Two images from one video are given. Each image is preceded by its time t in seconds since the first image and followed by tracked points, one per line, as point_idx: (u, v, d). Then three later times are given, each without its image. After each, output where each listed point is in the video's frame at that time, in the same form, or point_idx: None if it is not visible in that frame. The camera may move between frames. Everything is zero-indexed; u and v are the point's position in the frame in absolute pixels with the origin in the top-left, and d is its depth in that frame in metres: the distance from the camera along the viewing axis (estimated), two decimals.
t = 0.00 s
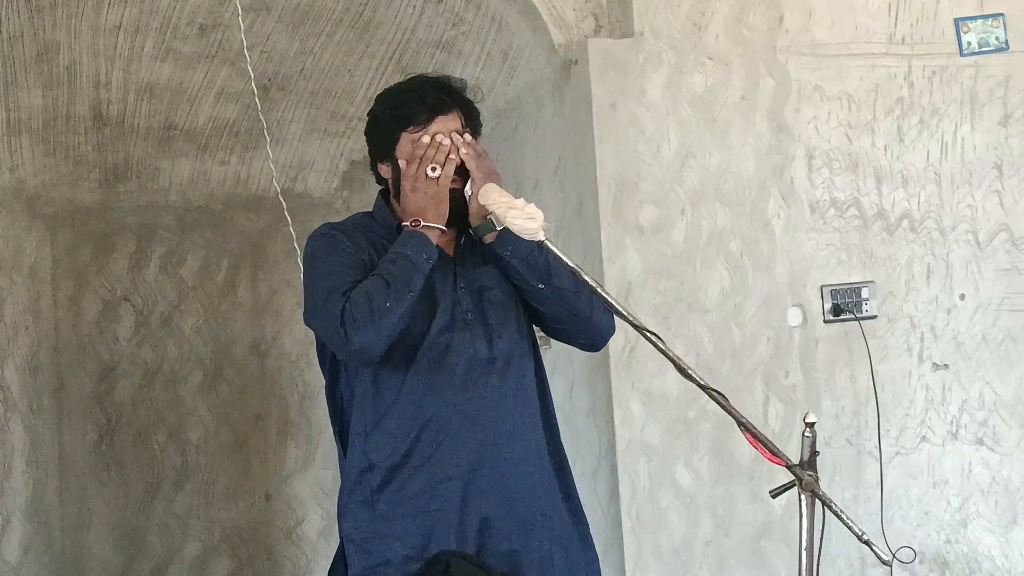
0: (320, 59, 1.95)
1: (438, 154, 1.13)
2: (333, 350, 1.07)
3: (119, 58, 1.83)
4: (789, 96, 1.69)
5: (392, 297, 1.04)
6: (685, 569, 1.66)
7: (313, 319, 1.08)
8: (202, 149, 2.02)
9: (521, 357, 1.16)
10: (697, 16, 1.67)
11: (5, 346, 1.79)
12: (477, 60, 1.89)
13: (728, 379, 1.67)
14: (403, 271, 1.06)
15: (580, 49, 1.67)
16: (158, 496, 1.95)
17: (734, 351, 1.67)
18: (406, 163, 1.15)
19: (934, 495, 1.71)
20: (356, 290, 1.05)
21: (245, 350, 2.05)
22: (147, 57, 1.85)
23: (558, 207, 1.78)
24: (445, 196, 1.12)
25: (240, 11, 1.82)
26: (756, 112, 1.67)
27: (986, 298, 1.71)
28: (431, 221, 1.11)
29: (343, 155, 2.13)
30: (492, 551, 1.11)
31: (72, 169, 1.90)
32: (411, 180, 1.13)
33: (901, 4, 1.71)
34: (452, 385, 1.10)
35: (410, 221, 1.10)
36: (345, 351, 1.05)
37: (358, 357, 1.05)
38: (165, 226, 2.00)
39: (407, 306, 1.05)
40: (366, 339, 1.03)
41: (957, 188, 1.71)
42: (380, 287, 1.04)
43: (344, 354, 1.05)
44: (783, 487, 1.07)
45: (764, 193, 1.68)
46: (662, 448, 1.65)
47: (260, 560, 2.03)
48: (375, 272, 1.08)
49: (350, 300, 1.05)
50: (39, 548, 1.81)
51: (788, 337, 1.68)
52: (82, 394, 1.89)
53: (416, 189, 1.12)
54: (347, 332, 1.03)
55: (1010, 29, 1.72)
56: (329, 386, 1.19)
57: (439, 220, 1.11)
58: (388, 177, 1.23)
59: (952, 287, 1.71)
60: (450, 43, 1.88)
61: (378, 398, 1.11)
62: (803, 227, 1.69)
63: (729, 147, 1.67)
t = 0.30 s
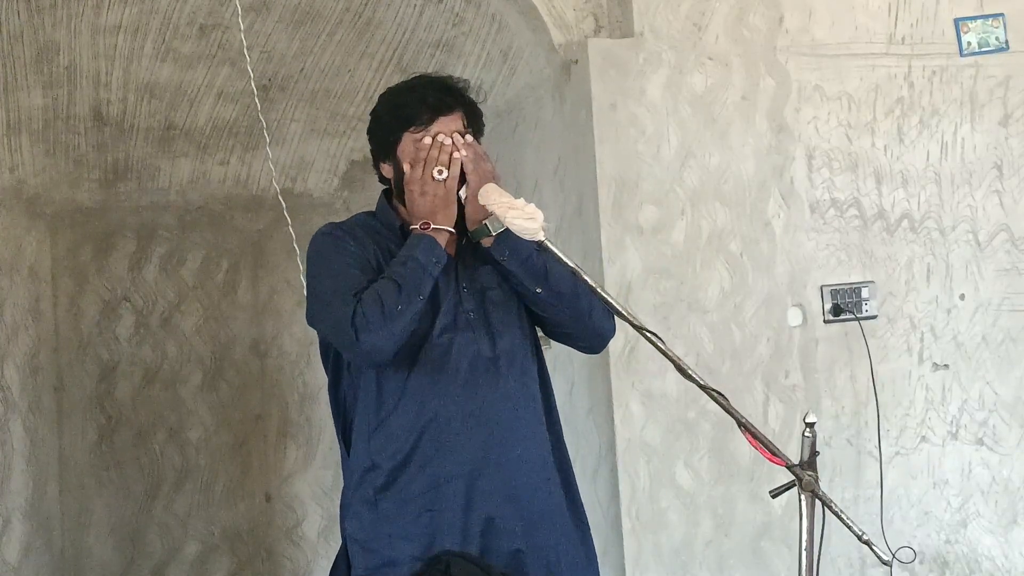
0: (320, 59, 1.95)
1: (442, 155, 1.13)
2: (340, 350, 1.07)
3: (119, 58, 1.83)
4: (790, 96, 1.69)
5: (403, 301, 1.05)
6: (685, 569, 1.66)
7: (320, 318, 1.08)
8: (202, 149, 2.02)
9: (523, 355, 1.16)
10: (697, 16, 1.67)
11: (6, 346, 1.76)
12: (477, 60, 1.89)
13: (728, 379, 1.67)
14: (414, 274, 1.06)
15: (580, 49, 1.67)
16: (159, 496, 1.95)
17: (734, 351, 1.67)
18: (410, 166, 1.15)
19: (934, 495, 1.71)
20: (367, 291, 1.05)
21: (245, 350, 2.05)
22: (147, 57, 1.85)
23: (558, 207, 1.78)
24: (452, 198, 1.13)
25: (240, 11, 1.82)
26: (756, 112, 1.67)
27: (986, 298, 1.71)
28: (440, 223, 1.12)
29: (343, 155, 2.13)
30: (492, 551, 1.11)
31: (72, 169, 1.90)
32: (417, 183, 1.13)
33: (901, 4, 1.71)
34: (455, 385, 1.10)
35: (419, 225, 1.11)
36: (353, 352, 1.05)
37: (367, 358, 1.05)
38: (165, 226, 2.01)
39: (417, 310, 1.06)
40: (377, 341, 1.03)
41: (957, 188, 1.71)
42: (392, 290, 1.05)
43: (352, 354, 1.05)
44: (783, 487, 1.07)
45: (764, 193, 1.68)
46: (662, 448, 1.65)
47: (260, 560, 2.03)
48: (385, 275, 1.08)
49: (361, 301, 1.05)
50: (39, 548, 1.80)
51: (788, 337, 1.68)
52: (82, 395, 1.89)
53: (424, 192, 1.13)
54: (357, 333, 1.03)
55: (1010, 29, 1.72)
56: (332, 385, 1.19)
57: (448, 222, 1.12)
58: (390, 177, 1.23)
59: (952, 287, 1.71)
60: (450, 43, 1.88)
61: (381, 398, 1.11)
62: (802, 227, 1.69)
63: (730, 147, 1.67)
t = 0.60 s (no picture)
0: (320, 59, 1.95)
1: (446, 156, 1.13)
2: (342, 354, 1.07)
3: (119, 58, 1.83)
4: (790, 96, 1.69)
5: (404, 303, 1.05)
6: (685, 569, 1.66)
7: (321, 321, 1.08)
8: (202, 149, 2.02)
9: (527, 356, 1.17)
10: (697, 16, 1.67)
11: (5, 347, 1.78)
12: (477, 60, 1.90)
13: (728, 379, 1.67)
14: (415, 276, 1.06)
15: (580, 49, 1.67)
16: (159, 497, 1.95)
17: (735, 351, 1.67)
18: (414, 167, 1.15)
19: (934, 495, 1.71)
20: (368, 294, 1.06)
21: (245, 350, 2.05)
22: (147, 57, 1.85)
23: (558, 207, 1.78)
24: (456, 200, 1.13)
25: (239, 11, 1.82)
26: (756, 112, 1.67)
27: (986, 298, 1.71)
28: (444, 226, 1.12)
29: (343, 155, 2.13)
30: (492, 551, 1.11)
31: (72, 169, 1.90)
32: (420, 184, 1.13)
33: (901, 4, 1.71)
34: (458, 386, 1.10)
35: (423, 227, 1.12)
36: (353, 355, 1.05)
37: (368, 362, 1.05)
38: (165, 226, 2.01)
39: (418, 313, 1.06)
40: (378, 344, 1.03)
41: (957, 188, 1.71)
42: (393, 293, 1.05)
43: (353, 357, 1.06)
44: (784, 487, 1.07)
45: (764, 193, 1.68)
46: (662, 448, 1.65)
47: (260, 560, 2.03)
48: (387, 277, 1.08)
49: (362, 304, 1.05)
50: (39, 548, 1.81)
51: (788, 337, 1.68)
52: (82, 395, 1.89)
53: (427, 194, 1.13)
54: (358, 336, 1.03)
55: (1010, 29, 1.72)
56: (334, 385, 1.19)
57: (451, 225, 1.13)
58: (395, 177, 1.23)
59: (952, 287, 1.71)
60: (451, 43, 1.88)
61: (383, 399, 1.11)
62: (802, 226, 1.69)
63: (730, 147, 1.67)
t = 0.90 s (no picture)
0: (319, 59, 1.95)
1: (446, 156, 1.13)
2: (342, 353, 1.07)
3: (119, 58, 1.83)
4: (790, 96, 1.69)
5: (404, 303, 1.05)
6: (685, 569, 1.66)
7: (320, 320, 1.08)
8: (202, 149, 2.02)
9: (527, 356, 1.17)
10: (697, 16, 1.67)
11: (5, 347, 1.77)
12: (477, 60, 1.89)
13: (728, 379, 1.67)
14: (414, 276, 1.06)
15: (580, 49, 1.67)
16: (159, 496, 1.95)
17: (735, 351, 1.67)
18: (415, 167, 1.15)
19: (934, 495, 1.71)
20: (368, 293, 1.06)
21: (245, 350, 2.05)
22: (146, 57, 1.85)
23: (558, 207, 1.78)
24: (456, 199, 1.13)
25: (240, 11, 1.82)
26: (756, 112, 1.67)
27: (986, 298, 1.71)
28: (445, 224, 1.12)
29: (343, 155, 2.13)
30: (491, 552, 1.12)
31: (72, 169, 1.90)
32: (421, 184, 1.13)
33: (901, 4, 1.71)
34: (457, 386, 1.10)
35: (423, 226, 1.12)
36: (352, 354, 1.05)
37: (368, 360, 1.05)
38: (165, 226, 2.01)
39: (417, 312, 1.06)
40: (378, 343, 1.03)
41: (957, 188, 1.71)
42: (392, 292, 1.05)
43: (352, 356, 1.06)
44: (783, 487, 1.08)
45: (764, 193, 1.68)
46: (662, 448, 1.65)
47: (260, 560, 2.03)
48: (387, 276, 1.08)
49: (362, 303, 1.05)
50: (39, 547, 1.80)
51: (788, 337, 1.68)
52: (82, 394, 1.89)
53: (427, 193, 1.13)
54: (358, 335, 1.03)
55: (1010, 29, 1.72)
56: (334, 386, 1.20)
57: (451, 224, 1.12)
58: (395, 177, 1.23)
59: (952, 287, 1.71)
60: (450, 43, 1.88)
61: (383, 399, 1.11)
62: (802, 227, 1.69)
63: (730, 147, 1.67)
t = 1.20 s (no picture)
0: (320, 59, 1.95)
1: (442, 156, 1.13)
2: (338, 353, 1.07)
3: (119, 57, 1.82)
4: (790, 96, 1.68)
5: (400, 303, 1.05)
6: (685, 569, 1.66)
7: (318, 320, 1.08)
8: (202, 149, 2.02)
9: (525, 356, 1.17)
10: (697, 16, 1.67)
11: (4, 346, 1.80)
12: (477, 60, 1.89)
13: (728, 379, 1.67)
14: (411, 276, 1.06)
15: (580, 49, 1.67)
16: (159, 496, 1.95)
17: (735, 351, 1.67)
18: (411, 168, 1.15)
19: (934, 495, 1.71)
20: (364, 294, 1.06)
21: (245, 350, 2.05)
22: (147, 57, 1.84)
23: (558, 207, 1.78)
24: (452, 199, 1.12)
25: (240, 11, 1.82)
26: (756, 112, 1.67)
27: (986, 298, 1.71)
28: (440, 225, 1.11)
29: (343, 155, 2.12)
30: (491, 552, 1.12)
31: (72, 169, 1.90)
32: (417, 184, 1.13)
33: (901, 4, 1.71)
34: (455, 385, 1.11)
35: (419, 226, 1.11)
36: (349, 354, 1.05)
37: (364, 361, 1.05)
38: (165, 226, 2.00)
39: (413, 313, 1.06)
40: (373, 343, 1.03)
41: (957, 188, 1.71)
42: (389, 293, 1.05)
43: (348, 356, 1.06)
44: (783, 487, 1.08)
45: (764, 192, 1.68)
46: (662, 448, 1.65)
47: (260, 560, 2.03)
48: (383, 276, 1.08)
49: (358, 303, 1.05)
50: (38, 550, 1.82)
51: (788, 337, 1.68)
52: (82, 395, 1.89)
53: (423, 194, 1.12)
54: (354, 335, 1.03)
55: (1010, 29, 1.72)
56: (330, 385, 1.19)
57: (447, 224, 1.12)
58: (392, 178, 1.23)
59: (952, 287, 1.71)
60: (450, 43, 1.88)
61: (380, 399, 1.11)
62: (802, 227, 1.69)
63: (729, 147, 1.67)
